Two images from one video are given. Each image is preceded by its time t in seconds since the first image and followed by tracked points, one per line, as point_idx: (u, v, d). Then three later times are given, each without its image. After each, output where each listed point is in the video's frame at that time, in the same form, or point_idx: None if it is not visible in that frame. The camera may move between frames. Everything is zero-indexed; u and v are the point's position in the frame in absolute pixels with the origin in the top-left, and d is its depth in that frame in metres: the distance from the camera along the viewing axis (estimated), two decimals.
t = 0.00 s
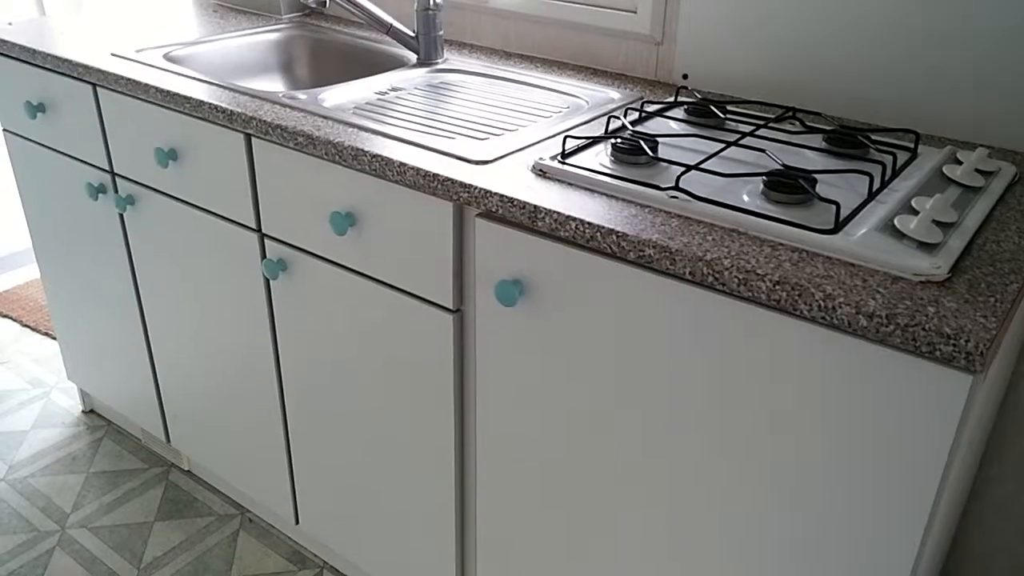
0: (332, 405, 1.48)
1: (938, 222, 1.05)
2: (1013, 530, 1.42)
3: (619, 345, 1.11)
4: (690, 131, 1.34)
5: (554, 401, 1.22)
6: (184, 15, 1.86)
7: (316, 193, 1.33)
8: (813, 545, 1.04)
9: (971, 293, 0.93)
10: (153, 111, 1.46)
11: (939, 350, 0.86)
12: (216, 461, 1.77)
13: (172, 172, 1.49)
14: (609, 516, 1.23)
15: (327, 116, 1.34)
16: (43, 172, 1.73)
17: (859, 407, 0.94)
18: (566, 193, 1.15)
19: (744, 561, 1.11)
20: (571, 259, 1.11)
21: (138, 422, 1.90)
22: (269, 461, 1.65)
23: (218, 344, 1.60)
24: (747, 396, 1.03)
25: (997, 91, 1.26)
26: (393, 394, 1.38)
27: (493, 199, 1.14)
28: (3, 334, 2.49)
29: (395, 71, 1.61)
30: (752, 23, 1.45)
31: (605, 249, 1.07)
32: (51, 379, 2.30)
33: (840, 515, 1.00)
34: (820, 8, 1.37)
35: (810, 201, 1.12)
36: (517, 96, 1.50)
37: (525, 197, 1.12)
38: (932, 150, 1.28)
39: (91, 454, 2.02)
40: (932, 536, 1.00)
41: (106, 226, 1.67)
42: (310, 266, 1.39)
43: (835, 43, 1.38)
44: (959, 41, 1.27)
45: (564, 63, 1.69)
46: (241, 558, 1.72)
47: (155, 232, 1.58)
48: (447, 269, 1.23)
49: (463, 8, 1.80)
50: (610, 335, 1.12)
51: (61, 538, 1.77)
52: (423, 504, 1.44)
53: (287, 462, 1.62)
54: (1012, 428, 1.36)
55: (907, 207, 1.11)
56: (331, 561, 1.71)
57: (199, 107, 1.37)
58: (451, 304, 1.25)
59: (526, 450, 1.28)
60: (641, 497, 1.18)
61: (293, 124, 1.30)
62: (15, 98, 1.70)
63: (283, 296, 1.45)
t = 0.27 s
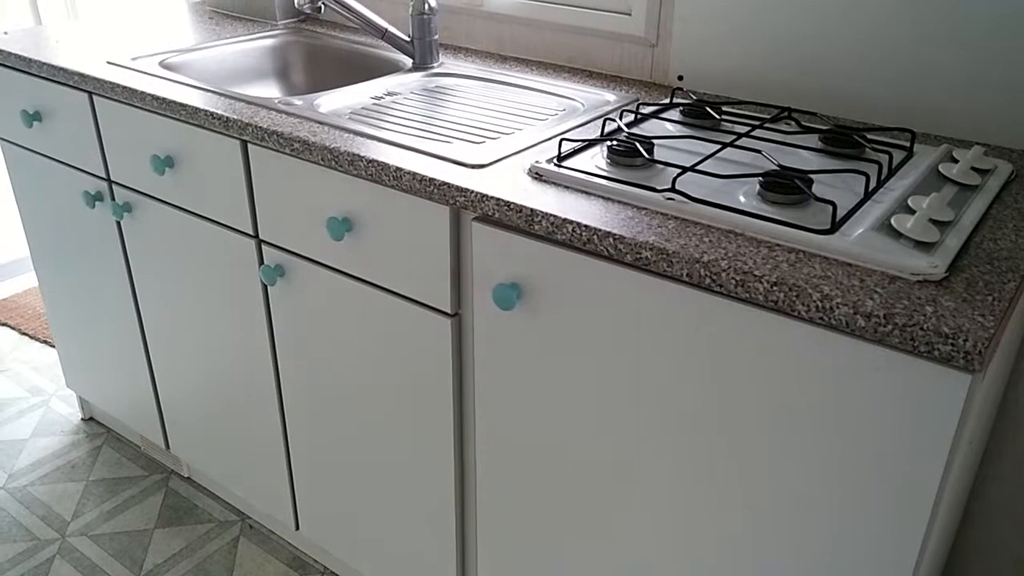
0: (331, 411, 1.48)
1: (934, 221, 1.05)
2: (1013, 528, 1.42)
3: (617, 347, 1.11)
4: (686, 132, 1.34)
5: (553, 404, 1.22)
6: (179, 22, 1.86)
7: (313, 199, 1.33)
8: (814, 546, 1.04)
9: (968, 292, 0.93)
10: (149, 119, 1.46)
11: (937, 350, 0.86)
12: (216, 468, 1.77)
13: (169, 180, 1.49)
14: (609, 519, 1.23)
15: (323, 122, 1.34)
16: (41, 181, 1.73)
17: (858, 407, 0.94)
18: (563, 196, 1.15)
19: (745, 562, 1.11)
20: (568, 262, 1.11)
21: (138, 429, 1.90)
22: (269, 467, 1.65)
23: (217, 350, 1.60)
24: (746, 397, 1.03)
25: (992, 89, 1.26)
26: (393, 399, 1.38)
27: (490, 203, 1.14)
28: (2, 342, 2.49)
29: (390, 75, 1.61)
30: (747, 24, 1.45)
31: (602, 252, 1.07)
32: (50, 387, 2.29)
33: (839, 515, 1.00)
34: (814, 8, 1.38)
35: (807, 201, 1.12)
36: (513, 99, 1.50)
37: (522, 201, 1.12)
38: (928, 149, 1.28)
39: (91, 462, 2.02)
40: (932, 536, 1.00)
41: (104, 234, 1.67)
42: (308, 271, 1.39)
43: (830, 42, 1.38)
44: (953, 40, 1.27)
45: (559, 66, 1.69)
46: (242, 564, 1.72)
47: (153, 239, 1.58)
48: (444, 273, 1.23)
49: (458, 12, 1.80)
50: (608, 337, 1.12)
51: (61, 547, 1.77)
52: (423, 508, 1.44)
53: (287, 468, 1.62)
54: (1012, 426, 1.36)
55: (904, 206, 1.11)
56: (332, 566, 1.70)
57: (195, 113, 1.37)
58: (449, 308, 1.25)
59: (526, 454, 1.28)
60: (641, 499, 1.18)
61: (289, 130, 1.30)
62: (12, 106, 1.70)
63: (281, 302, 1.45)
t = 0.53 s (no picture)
0: (329, 413, 1.48)
1: (933, 227, 1.05)
2: (1011, 534, 1.42)
3: (616, 351, 1.11)
4: (685, 137, 1.34)
5: (551, 408, 1.22)
6: (180, 23, 1.86)
7: (313, 201, 1.33)
8: (811, 551, 1.04)
9: (967, 299, 0.93)
10: (149, 120, 1.46)
11: (936, 356, 0.86)
12: (213, 470, 1.76)
13: (169, 181, 1.49)
14: (607, 523, 1.22)
15: (323, 124, 1.34)
16: (40, 181, 1.73)
17: (856, 413, 0.94)
18: (562, 200, 1.15)
19: (743, 568, 1.11)
20: (567, 266, 1.11)
21: (136, 431, 1.90)
22: (267, 469, 1.65)
23: (215, 352, 1.60)
24: (744, 402, 1.03)
25: (992, 95, 1.26)
26: (391, 402, 1.38)
27: (489, 206, 1.14)
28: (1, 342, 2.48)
29: (391, 78, 1.61)
30: (747, 28, 1.45)
31: (601, 256, 1.07)
32: (48, 388, 2.29)
33: (837, 521, 1.00)
34: (814, 14, 1.38)
35: (806, 207, 1.12)
36: (513, 102, 1.50)
37: (522, 205, 1.12)
38: (928, 155, 1.28)
39: (89, 463, 2.02)
40: (930, 542, 1.00)
41: (103, 234, 1.67)
42: (307, 273, 1.39)
43: (830, 48, 1.38)
44: (953, 46, 1.27)
45: (559, 69, 1.69)
46: (239, 566, 1.72)
47: (152, 240, 1.58)
48: (443, 276, 1.23)
49: (459, 15, 1.80)
50: (607, 341, 1.12)
51: (58, 548, 1.76)
52: (421, 511, 1.44)
53: (285, 470, 1.61)
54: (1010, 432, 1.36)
55: (903, 212, 1.11)
56: (330, 569, 1.70)
57: (195, 115, 1.37)
58: (448, 311, 1.25)
59: (524, 457, 1.28)
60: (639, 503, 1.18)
61: (289, 133, 1.31)
62: (12, 107, 1.70)
63: (280, 303, 1.45)
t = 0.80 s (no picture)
0: (328, 423, 1.48)
1: (933, 236, 1.05)
2: (1012, 543, 1.42)
3: (616, 361, 1.11)
4: (684, 146, 1.34)
5: (551, 417, 1.21)
6: (180, 33, 1.86)
7: (312, 211, 1.33)
8: (812, 561, 1.03)
9: (967, 308, 0.93)
10: (149, 130, 1.46)
11: (936, 366, 0.86)
12: (212, 480, 1.76)
13: (168, 191, 1.49)
14: (607, 533, 1.22)
15: (323, 134, 1.35)
16: (40, 191, 1.73)
17: (857, 423, 0.94)
18: (562, 210, 1.15)
19: None
20: (566, 275, 1.11)
21: (135, 441, 1.90)
22: (266, 479, 1.64)
23: (215, 361, 1.60)
24: (744, 412, 1.02)
25: (991, 105, 1.27)
26: (390, 412, 1.38)
27: (488, 216, 1.14)
28: None
29: (391, 88, 1.61)
30: (746, 38, 1.46)
31: (600, 266, 1.07)
32: (47, 397, 2.29)
33: (838, 531, 1.00)
34: (813, 24, 1.38)
35: (805, 216, 1.12)
36: (512, 112, 1.51)
37: (521, 214, 1.13)
38: (927, 164, 1.28)
39: (87, 473, 2.01)
40: (930, 552, 1.00)
41: (103, 244, 1.67)
42: (306, 283, 1.39)
43: (829, 58, 1.38)
44: (952, 56, 1.28)
45: (558, 79, 1.70)
46: None
47: (151, 250, 1.58)
48: (443, 286, 1.23)
49: (458, 25, 1.80)
50: (607, 351, 1.12)
51: (56, 558, 1.76)
52: (420, 521, 1.43)
53: (284, 480, 1.61)
54: (1011, 441, 1.35)
55: (902, 221, 1.11)
56: None
57: (195, 125, 1.38)
58: (447, 320, 1.25)
59: (524, 467, 1.27)
60: (640, 513, 1.17)
61: (288, 143, 1.31)
62: (12, 117, 1.70)
63: (279, 313, 1.45)
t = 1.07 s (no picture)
0: (327, 429, 1.48)
1: (933, 245, 1.05)
2: (1013, 553, 1.41)
3: (616, 369, 1.11)
4: (684, 154, 1.34)
5: (550, 424, 1.21)
6: (182, 39, 1.86)
7: (313, 217, 1.33)
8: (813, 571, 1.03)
9: (968, 318, 0.93)
10: (150, 135, 1.46)
11: (937, 376, 0.86)
12: (211, 485, 1.76)
13: (169, 196, 1.49)
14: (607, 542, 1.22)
15: (323, 140, 1.35)
16: (41, 196, 1.73)
17: (856, 433, 0.94)
18: (562, 217, 1.15)
19: None
20: (567, 282, 1.11)
21: (133, 445, 1.89)
22: (264, 484, 1.64)
23: (214, 367, 1.60)
24: (744, 421, 1.02)
25: (992, 114, 1.27)
26: (390, 418, 1.38)
27: (488, 222, 1.14)
28: None
29: (392, 94, 1.61)
30: (747, 46, 1.46)
31: (600, 273, 1.07)
32: (46, 401, 2.28)
33: (838, 541, 0.99)
34: (814, 32, 1.38)
35: (805, 224, 1.12)
36: (513, 118, 1.51)
37: (521, 221, 1.13)
38: (927, 173, 1.28)
39: (86, 477, 2.01)
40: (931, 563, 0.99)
41: (103, 249, 1.67)
42: (306, 288, 1.38)
43: (829, 66, 1.39)
44: (953, 65, 1.28)
45: (559, 85, 1.70)
46: None
47: (152, 254, 1.58)
48: (443, 292, 1.23)
49: (459, 32, 1.80)
50: (607, 359, 1.12)
51: (54, 563, 1.76)
52: (419, 529, 1.43)
53: (283, 486, 1.61)
54: (1011, 451, 1.35)
55: (902, 230, 1.11)
56: None
57: (196, 130, 1.38)
58: (447, 327, 1.25)
59: (523, 475, 1.27)
60: (639, 522, 1.17)
61: (289, 148, 1.31)
62: (13, 121, 1.70)
63: (279, 318, 1.45)
